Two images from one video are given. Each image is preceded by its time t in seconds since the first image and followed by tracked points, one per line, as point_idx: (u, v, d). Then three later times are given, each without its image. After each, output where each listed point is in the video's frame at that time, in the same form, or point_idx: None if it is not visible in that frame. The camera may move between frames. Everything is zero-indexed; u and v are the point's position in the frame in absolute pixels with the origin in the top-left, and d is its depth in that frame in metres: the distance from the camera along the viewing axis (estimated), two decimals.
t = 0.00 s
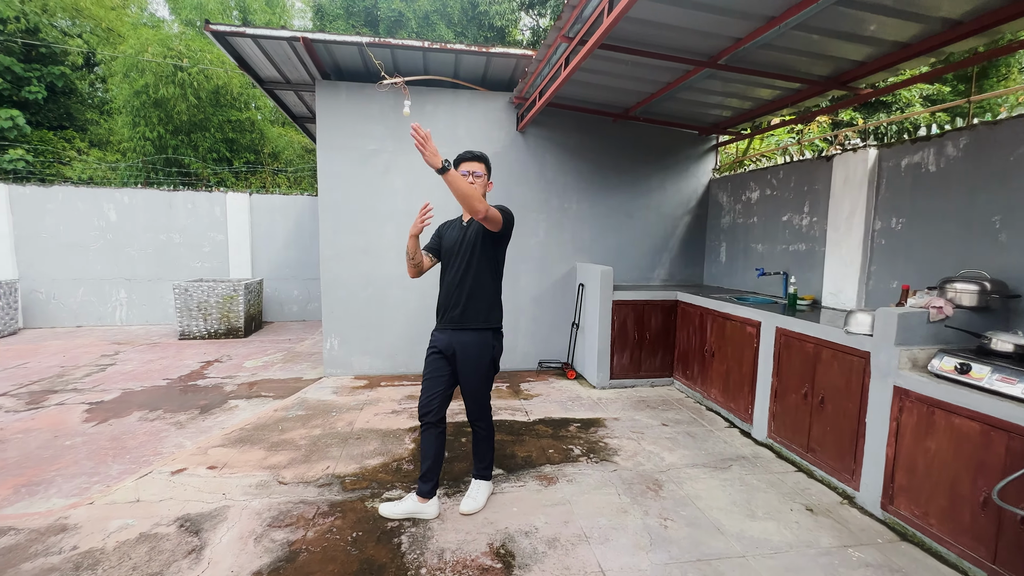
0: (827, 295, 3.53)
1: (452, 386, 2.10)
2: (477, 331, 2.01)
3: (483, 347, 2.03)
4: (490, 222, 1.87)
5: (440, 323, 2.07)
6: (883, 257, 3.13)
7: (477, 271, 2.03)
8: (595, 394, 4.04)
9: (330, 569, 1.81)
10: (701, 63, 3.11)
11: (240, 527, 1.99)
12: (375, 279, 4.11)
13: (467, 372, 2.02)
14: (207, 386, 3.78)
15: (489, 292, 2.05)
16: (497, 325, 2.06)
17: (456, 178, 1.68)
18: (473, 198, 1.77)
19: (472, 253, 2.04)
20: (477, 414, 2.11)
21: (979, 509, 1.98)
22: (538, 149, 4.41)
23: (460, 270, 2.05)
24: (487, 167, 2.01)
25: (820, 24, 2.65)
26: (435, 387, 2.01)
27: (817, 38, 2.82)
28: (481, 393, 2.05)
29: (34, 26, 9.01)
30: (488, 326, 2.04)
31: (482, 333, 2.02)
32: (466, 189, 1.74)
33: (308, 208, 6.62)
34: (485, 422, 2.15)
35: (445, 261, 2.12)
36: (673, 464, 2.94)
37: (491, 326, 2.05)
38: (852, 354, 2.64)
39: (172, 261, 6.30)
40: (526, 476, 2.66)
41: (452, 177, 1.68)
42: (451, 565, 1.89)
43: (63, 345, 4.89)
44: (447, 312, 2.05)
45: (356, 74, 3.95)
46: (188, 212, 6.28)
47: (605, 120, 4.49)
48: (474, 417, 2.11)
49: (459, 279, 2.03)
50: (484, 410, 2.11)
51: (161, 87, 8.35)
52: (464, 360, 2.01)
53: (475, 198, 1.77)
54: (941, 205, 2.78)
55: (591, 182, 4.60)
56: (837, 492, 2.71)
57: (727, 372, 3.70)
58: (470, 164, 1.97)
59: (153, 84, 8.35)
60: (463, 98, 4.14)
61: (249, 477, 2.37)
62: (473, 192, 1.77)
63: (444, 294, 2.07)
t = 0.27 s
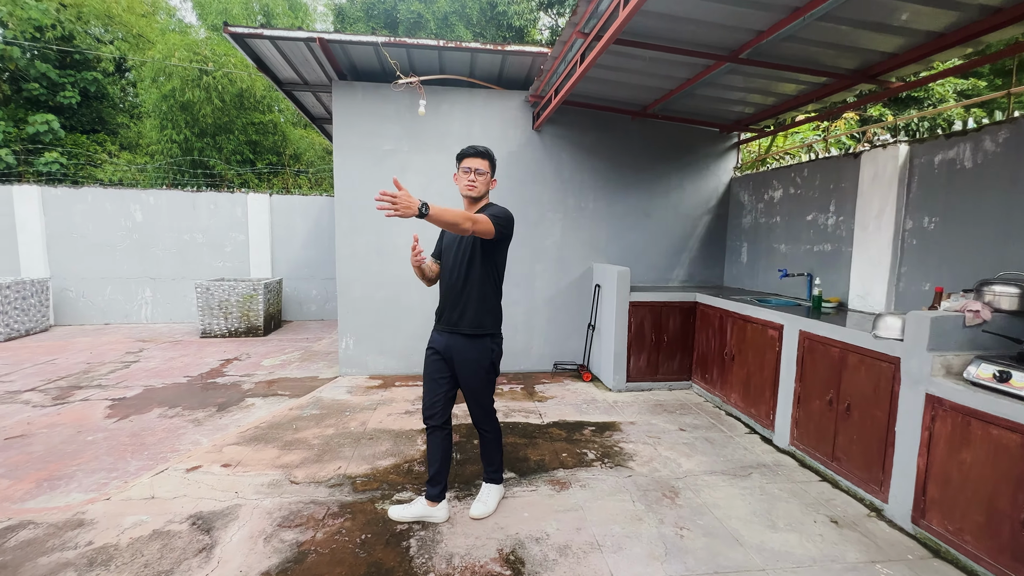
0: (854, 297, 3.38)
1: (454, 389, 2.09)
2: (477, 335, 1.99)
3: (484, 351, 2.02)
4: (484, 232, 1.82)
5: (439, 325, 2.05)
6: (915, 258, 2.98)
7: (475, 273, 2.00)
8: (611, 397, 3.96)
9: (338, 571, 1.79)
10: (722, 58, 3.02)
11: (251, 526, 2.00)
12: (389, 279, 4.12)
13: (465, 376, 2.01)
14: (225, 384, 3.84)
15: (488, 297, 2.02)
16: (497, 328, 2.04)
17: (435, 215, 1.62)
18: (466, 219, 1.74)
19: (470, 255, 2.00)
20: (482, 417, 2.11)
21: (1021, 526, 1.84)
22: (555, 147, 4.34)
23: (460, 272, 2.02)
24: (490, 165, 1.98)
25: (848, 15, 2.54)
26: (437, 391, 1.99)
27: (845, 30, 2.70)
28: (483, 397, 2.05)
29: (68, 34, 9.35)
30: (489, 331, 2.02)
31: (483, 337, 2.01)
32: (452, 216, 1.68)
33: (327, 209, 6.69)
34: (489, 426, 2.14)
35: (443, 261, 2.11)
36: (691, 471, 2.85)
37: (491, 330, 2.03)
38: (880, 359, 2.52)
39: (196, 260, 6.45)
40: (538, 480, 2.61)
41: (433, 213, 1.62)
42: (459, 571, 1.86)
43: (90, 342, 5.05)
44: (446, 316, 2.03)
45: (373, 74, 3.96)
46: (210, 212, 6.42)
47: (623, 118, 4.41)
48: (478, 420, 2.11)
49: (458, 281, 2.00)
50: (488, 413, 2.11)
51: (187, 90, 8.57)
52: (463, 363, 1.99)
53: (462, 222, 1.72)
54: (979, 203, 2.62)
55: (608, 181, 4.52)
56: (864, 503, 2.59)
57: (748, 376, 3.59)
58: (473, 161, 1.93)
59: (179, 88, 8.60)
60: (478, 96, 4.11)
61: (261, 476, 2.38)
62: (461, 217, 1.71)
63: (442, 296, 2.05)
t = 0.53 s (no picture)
0: (882, 301, 3.25)
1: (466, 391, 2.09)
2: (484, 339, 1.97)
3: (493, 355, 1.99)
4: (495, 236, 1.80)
5: (448, 328, 2.04)
6: (946, 260, 2.86)
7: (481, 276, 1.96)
8: (627, 401, 3.89)
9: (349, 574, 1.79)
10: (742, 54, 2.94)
11: (264, 526, 2.00)
12: (404, 279, 4.12)
13: (475, 379, 1.99)
14: (243, 382, 3.90)
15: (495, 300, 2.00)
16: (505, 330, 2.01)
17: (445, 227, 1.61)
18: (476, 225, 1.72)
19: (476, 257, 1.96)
20: (494, 421, 2.08)
21: None
22: (571, 147, 4.29)
23: (466, 275, 1.98)
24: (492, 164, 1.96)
25: (876, 8, 2.44)
26: (450, 394, 2.01)
27: (874, 23, 2.59)
28: (493, 401, 2.03)
29: (98, 40, 9.64)
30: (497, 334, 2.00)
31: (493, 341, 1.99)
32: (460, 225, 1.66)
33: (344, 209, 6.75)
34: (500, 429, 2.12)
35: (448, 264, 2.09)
36: (709, 478, 2.78)
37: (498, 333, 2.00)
38: (908, 366, 2.41)
39: (217, 260, 6.58)
40: (552, 484, 2.57)
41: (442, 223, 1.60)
42: None
43: (115, 340, 5.19)
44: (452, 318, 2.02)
45: (389, 75, 3.97)
46: (231, 213, 6.54)
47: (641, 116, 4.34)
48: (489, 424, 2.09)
49: (464, 285, 1.97)
50: (500, 416, 2.08)
51: (210, 93, 8.71)
52: (472, 366, 1.97)
53: (473, 230, 1.69)
54: (1016, 203, 2.49)
55: (625, 181, 4.45)
56: (892, 516, 2.48)
57: (769, 380, 3.48)
58: (473, 159, 1.90)
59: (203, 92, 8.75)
60: (494, 96, 4.08)
61: (275, 476, 2.39)
62: (473, 225, 1.68)
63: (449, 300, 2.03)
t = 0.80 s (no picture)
0: (906, 303, 3.14)
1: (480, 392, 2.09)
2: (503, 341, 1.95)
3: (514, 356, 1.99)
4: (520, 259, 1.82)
5: (465, 330, 2.03)
6: (975, 262, 2.75)
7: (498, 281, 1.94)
8: (642, 403, 3.84)
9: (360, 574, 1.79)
10: (762, 51, 2.87)
11: (277, 525, 2.02)
12: (418, 280, 4.13)
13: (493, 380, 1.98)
14: (259, 381, 3.95)
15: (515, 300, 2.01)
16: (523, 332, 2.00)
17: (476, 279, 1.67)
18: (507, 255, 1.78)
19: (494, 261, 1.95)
20: (510, 420, 2.06)
21: None
22: (586, 147, 4.25)
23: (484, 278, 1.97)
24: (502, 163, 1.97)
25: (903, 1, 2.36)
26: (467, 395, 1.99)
27: (900, 17, 2.51)
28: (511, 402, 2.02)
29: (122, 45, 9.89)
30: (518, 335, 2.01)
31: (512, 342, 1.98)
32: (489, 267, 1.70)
33: (359, 210, 6.81)
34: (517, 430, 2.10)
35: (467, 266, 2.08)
36: (725, 484, 2.72)
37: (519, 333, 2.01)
38: (935, 371, 2.32)
39: (235, 260, 6.69)
40: (564, 488, 2.54)
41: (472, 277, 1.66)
42: None
43: (137, 337, 5.31)
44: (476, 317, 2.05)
45: (403, 76, 3.99)
46: (249, 214, 6.64)
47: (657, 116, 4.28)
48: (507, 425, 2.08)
49: (482, 288, 1.96)
50: (516, 416, 2.06)
51: (231, 96, 8.86)
52: (490, 366, 1.97)
53: (506, 263, 1.74)
54: None
55: (641, 181, 4.39)
56: (918, 526, 2.39)
57: (788, 384, 3.40)
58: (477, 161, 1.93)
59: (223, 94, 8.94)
60: (508, 96, 4.07)
61: (289, 475, 2.41)
62: (502, 262, 1.73)
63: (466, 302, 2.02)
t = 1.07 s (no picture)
0: (929, 305, 3.06)
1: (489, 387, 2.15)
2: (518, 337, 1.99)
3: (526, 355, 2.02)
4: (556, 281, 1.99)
5: (480, 326, 2.11)
6: (1002, 263, 2.66)
7: (517, 289, 1.99)
8: (655, 405, 3.80)
9: (371, 574, 1.79)
10: (779, 48, 2.82)
11: (290, 523, 2.04)
12: (431, 280, 4.14)
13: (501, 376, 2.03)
14: (274, 379, 4.00)
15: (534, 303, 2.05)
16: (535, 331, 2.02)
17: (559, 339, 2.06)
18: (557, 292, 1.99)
19: (512, 268, 1.99)
20: (523, 418, 2.07)
21: None
22: (599, 146, 4.23)
23: (499, 276, 2.03)
24: (502, 160, 2.02)
25: None
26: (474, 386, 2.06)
27: (923, 11, 2.44)
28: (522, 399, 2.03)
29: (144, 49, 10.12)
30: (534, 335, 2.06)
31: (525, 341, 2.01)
32: (555, 326, 2.01)
33: (373, 210, 6.85)
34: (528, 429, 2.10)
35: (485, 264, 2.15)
36: (740, 488, 2.67)
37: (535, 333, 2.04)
38: (960, 376, 2.25)
39: (252, 260, 6.79)
40: (576, 490, 2.52)
41: (557, 342, 2.08)
42: None
43: (156, 336, 5.43)
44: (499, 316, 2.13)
45: (417, 77, 4.01)
46: (265, 214, 6.74)
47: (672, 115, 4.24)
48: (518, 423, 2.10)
49: (497, 286, 2.03)
50: (528, 414, 2.06)
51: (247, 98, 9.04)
52: (500, 360, 2.02)
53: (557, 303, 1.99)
54: None
55: (655, 181, 4.35)
56: (941, 535, 2.32)
57: (806, 388, 3.33)
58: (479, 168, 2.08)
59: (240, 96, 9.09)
60: (521, 96, 4.06)
61: (302, 473, 2.43)
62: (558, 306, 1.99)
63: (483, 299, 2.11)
